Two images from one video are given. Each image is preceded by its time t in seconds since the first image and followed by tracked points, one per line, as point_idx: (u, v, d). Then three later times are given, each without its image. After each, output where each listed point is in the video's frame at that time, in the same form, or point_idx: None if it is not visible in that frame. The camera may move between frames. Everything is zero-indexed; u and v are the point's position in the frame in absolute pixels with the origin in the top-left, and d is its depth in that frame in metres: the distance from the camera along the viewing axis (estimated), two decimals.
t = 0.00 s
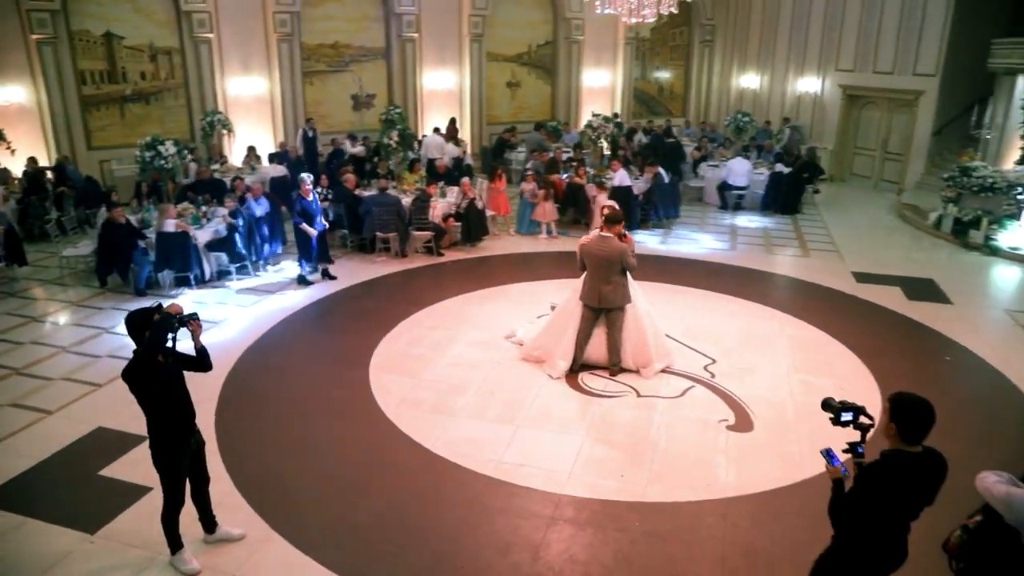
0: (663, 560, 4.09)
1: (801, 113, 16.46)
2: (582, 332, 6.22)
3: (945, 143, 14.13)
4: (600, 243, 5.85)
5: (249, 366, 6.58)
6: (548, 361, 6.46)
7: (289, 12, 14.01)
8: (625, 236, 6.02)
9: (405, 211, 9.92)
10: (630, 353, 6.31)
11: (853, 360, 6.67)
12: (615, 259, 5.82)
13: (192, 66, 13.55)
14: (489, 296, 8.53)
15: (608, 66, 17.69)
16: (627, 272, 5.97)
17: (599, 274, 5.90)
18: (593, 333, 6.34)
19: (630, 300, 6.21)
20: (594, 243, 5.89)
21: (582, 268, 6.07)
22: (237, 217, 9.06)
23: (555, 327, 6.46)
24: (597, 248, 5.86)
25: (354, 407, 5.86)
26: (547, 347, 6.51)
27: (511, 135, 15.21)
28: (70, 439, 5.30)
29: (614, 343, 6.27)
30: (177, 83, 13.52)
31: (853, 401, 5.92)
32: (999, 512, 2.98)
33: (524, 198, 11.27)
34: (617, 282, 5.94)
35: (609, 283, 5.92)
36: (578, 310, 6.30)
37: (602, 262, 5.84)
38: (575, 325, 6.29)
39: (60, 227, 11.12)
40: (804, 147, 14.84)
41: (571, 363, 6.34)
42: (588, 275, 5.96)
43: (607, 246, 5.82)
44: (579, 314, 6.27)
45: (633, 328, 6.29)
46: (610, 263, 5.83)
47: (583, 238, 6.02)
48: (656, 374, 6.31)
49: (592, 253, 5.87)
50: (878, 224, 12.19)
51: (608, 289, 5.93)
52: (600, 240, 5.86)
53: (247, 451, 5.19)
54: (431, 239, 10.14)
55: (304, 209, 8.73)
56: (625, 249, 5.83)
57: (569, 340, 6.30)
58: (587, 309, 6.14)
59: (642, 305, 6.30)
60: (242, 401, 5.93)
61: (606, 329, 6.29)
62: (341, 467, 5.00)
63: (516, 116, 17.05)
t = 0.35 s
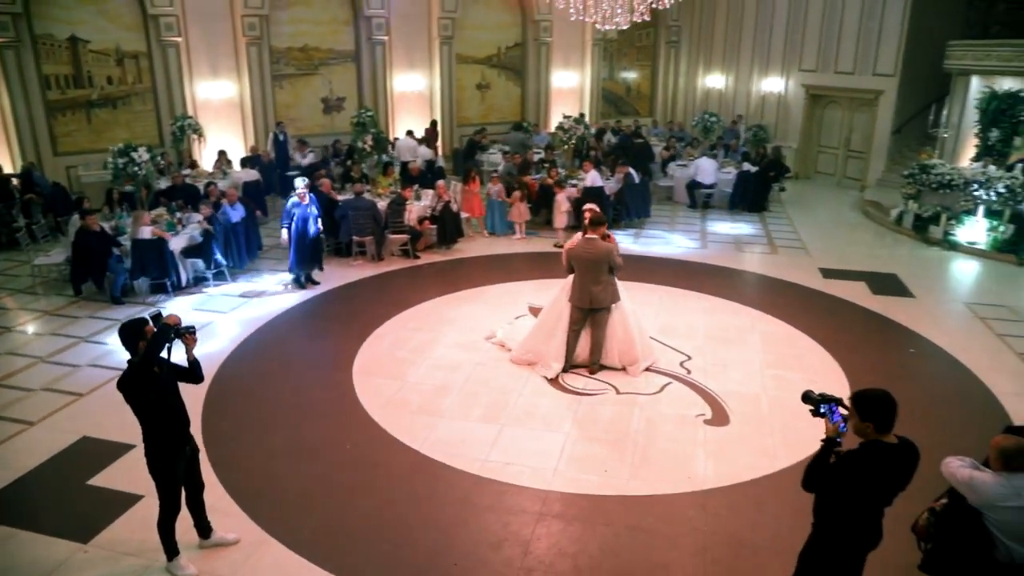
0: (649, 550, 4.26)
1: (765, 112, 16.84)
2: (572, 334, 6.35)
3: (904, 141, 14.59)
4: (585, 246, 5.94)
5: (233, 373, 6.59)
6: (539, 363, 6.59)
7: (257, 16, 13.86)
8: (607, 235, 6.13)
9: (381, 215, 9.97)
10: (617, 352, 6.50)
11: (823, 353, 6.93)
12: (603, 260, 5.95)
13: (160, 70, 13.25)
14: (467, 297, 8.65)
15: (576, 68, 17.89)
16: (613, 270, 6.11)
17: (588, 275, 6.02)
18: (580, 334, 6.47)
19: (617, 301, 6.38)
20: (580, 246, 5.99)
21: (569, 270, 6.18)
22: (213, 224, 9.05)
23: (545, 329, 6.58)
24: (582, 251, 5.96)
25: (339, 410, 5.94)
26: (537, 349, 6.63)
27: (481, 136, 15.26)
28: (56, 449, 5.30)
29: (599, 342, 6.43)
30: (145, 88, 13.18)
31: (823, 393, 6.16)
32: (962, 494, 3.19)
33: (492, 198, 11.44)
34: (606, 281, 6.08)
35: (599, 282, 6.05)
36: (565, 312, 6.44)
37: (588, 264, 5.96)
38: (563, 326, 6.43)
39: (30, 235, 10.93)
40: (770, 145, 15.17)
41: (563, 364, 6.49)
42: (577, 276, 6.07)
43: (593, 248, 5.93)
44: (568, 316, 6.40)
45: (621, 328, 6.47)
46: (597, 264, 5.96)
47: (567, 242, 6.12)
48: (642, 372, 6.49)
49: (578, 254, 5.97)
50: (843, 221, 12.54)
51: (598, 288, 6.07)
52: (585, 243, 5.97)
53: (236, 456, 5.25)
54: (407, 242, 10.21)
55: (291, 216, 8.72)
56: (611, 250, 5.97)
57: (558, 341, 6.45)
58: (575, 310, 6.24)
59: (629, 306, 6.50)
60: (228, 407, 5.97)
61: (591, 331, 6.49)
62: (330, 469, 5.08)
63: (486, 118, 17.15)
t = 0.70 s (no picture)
0: (637, 545, 4.38)
1: (737, 111, 17.11)
2: (552, 336, 6.44)
3: (871, 139, 14.93)
4: (562, 250, 6.05)
5: (217, 380, 6.60)
6: (522, 366, 6.67)
7: (230, 19, 13.73)
8: (581, 238, 6.24)
9: (360, 219, 10.00)
10: (598, 352, 6.64)
11: (798, 349, 7.12)
12: (580, 262, 6.07)
13: (132, 74, 13.03)
14: (448, 299, 8.73)
15: (550, 69, 18.00)
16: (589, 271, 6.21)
17: (565, 277, 6.12)
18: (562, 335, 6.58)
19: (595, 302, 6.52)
20: (557, 250, 6.09)
21: (547, 273, 6.27)
22: (192, 231, 9.02)
23: (525, 334, 6.66)
24: (560, 254, 6.07)
25: (326, 415, 5.98)
26: (521, 355, 6.70)
27: (457, 137, 15.30)
28: (43, 460, 5.30)
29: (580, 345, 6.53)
30: (117, 92, 12.95)
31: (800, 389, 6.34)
32: (935, 485, 3.35)
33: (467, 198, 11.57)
34: (584, 283, 6.18)
35: (578, 284, 6.14)
36: (545, 315, 6.56)
37: (565, 267, 6.07)
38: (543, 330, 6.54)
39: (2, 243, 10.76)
40: (742, 144, 15.42)
41: (546, 367, 6.59)
42: (554, 278, 6.16)
43: (570, 251, 6.05)
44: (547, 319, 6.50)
45: (600, 329, 6.60)
46: (573, 266, 6.06)
47: (544, 245, 6.22)
48: (625, 371, 6.64)
49: (556, 257, 6.08)
50: (814, 218, 12.80)
51: (577, 289, 6.16)
52: (563, 246, 6.08)
53: (226, 463, 5.28)
54: (387, 245, 10.28)
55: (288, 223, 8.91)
56: (587, 252, 6.09)
57: (539, 344, 6.56)
58: (554, 312, 6.33)
59: (605, 305, 6.64)
60: (217, 414, 5.99)
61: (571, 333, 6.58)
62: (322, 474, 5.13)
63: (460, 119, 17.20)
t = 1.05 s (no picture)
0: (626, 542, 4.47)
1: (713, 110, 17.29)
2: (529, 337, 6.52)
3: (846, 137, 15.18)
4: (536, 252, 6.12)
5: (203, 386, 6.58)
6: (502, 369, 6.69)
7: (207, 20, 13.60)
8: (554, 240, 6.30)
9: (343, 223, 9.98)
10: (578, 352, 6.71)
11: (779, 346, 7.25)
12: (550, 265, 6.15)
13: (107, 77, 12.84)
14: (432, 301, 8.76)
15: (528, 69, 18.06)
16: (559, 273, 6.31)
17: (535, 279, 6.21)
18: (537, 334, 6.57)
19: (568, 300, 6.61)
20: (530, 253, 6.16)
21: (518, 274, 6.35)
22: (173, 236, 8.96)
23: (502, 338, 6.67)
24: (532, 257, 6.14)
25: (315, 419, 6.00)
26: (500, 357, 6.70)
27: (436, 139, 15.29)
28: (30, 470, 5.27)
29: (558, 346, 6.60)
30: (92, 94, 12.75)
31: (781, 385, 6.47)
32: (915, 478, 3.46)
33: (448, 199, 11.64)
34: (553, 285, 6.27)
35: (547, 285, 6.24)
36: (520, 316, 6.57)
37: (539, 269, 6.15)
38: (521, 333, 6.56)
39: None
40: (719, 143, 15.59)
41: (526, 368, 6.62)
42: (525, 280, 6.26)
43: (544, 254, 6.12)
44: (521, 321, 6.55)
45: (575, 330, 6.67)
46: (545, 270, 6.16)
47: (517, 247, 6.29)
48: (603, 369, 6.75)
49: (526, 261, 6.16)
50: (791, 216, 12.98)
51: (544, 291, 6.25)
52: (536, 249, 6.15)
53: (216, 469, 5.29)
54: (369, 248, 10.30)
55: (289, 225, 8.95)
56: (559, 255, 6.18)
57: (518, 347, 6.58)
58: (526, 314, 6.44)
59: (578, 303, 6.70)
60: (205, 420, 5.99)
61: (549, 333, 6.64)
62: (312, 478, 5.16)
63: (439, 120, 17.19)
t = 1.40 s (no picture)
0: (615, 539, 4.52)
1: (693, 109, 17.42)
2: (508, 338, 6.53)
3: (824, 135, 15.36)
4: (517, 253, 6.15)
5: (190, 391, 6.55)
6: (481, 370, 6.71)
7: (185, 22, 13.50)
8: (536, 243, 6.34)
9: (326, 224, 9.95)
10: (557, 351, 6.77)
11: (762, 344, 7.35)
12: (530, 266, 6.18)
13: (83, 79, 12.66)
14: (415, 303, 8.77)
15: (509, 68, 18.09)
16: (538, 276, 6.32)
17: (513, 279, 6.23)
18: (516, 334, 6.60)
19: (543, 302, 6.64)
20: (511, 253, 6.18)
21: (497, 274, 6.37)
22: (155, 240, 8.90)
23: (481, 339, 6.71)
24: (512, 258, 6.17)
25: (302, 422, 6.00)
26: (480, 358, 6.74)
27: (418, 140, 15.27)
28: (14, 478, 5.22)
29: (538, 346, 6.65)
30: (69, 97, 12.57)
31: (764, 382, 6.56)
32: (896, 473, 3.53)
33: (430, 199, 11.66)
34: (530, 287, 6.28)
35: (523, 286, 6.25)
36: (497, 318, 6.64)
37: (519, 269, 6.17)
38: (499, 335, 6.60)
39: None
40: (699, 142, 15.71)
41: (506, 369, 6.65)
42: (503, 279, 6.27)
43: (525, 254, 6.16)
44: (499, 321, 6.59)
45: (553, 331, 6.73)
46: (525, 270, 6.18)
47: (498, 248, 6.32)
48: (581, 367, 6.82)
49: (506, 261, 6.19)
50: (772, 214, 13.11)
51: (518, 292, 6.26)
52: (516, 250, 6.18)
53: (203, 474, 5.27)
54: (353, 249, 10.25)
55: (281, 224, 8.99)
56: (539, 256, 6.22)
57: (496, 348, 6.61)
58: (504, 316, 6.44)
59: (554, 303, 6.77)
60: (190, 425, 5.96)
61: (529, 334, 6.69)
62: (301, 481, 5.16)
63: (421, 120, 17.17)
